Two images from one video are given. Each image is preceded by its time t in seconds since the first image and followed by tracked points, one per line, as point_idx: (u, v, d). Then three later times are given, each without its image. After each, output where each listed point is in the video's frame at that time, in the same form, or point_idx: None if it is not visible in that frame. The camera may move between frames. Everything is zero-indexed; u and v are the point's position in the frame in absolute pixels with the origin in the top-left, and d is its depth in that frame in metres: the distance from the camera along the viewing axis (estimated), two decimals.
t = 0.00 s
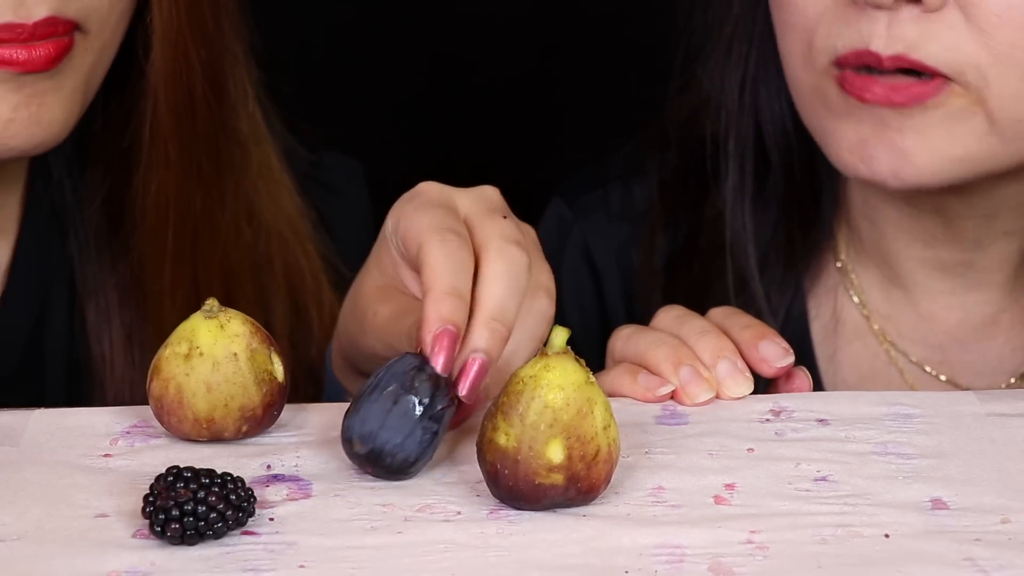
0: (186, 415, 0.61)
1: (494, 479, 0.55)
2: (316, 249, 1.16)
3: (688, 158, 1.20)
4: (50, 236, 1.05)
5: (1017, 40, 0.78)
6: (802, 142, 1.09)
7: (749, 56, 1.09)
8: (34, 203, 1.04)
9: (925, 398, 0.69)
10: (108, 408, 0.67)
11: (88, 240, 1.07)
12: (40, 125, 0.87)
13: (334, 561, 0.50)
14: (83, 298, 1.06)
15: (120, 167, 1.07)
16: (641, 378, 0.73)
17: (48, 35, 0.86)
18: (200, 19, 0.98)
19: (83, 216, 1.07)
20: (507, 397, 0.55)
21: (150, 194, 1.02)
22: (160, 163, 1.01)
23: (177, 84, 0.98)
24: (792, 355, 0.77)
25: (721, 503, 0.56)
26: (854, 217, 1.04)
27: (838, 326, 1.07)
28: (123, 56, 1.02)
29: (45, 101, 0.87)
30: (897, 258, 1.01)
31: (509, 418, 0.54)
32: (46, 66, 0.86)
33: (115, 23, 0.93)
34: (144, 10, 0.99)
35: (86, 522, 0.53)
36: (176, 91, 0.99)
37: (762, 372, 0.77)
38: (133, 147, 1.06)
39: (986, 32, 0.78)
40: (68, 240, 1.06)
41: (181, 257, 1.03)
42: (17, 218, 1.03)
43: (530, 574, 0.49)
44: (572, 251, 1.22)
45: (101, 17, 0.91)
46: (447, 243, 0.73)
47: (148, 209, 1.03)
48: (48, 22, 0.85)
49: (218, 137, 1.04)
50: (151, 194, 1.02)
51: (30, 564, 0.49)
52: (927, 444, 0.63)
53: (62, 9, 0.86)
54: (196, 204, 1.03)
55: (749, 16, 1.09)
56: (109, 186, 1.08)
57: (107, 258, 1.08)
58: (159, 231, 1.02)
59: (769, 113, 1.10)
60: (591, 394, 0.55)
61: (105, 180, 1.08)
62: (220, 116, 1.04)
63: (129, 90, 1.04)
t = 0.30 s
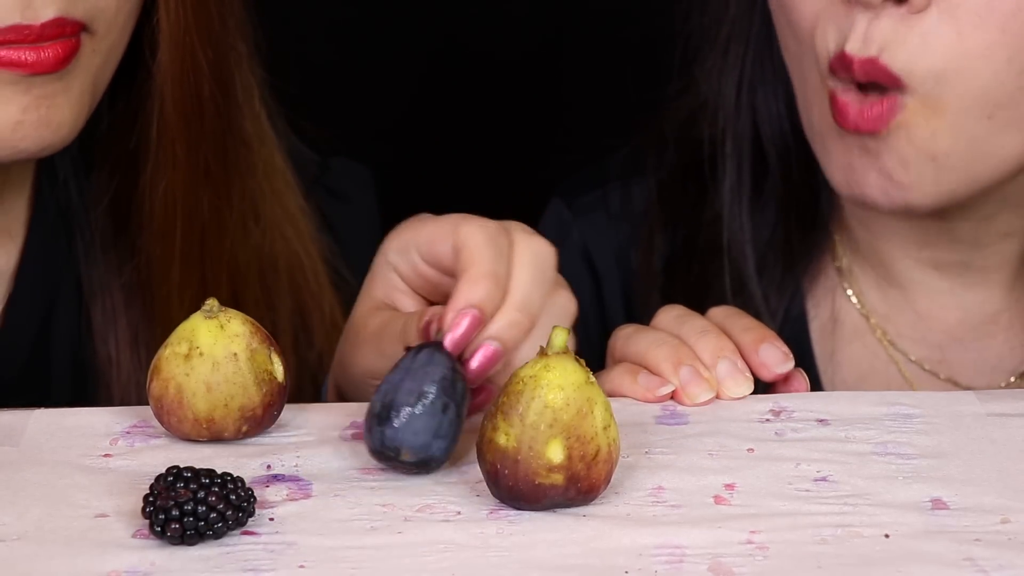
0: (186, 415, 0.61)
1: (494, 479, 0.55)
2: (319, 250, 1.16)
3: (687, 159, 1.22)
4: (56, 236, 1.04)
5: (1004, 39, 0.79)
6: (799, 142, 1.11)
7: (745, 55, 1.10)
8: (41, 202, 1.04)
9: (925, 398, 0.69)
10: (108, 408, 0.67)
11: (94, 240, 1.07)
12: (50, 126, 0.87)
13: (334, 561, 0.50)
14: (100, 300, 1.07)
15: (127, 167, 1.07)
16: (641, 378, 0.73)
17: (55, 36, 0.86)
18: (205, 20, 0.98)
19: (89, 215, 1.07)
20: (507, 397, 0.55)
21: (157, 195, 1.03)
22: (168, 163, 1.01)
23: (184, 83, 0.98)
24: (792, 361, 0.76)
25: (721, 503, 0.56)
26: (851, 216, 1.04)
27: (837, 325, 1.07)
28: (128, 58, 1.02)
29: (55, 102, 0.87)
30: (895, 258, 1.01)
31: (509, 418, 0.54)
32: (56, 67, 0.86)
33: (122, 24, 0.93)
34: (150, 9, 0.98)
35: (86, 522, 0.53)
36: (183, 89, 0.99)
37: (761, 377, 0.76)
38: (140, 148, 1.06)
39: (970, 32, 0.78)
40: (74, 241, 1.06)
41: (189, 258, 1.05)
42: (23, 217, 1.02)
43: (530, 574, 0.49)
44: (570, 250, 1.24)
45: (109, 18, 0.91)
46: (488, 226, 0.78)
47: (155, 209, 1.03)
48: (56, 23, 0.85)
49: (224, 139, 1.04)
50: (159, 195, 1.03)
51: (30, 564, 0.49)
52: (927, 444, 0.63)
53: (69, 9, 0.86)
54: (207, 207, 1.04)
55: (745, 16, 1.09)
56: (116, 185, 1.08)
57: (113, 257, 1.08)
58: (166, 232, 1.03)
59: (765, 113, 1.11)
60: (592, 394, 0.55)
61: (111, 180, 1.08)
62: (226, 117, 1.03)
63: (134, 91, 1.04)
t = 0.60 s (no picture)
0: (186, 415, 0.61)
1: (494, 479, 0.54)
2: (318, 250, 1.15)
3: (690, 155, 1.20)
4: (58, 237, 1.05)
5: (1009, 41, 0.79)
6: (801, 140, 1.09)
7: (746, 54, 1.10)
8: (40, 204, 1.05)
9: (925, 398, 0.69)
10: (108, 408, 0.67)
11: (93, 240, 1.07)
12: (56, 126, 0.87)
13: (334, 561, 0.50)
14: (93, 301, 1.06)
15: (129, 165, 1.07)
16: (641, 378, 0.73)
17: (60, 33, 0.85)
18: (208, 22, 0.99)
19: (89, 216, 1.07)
20: (507, 397, 0.55)
21: (156, 194, 1.02)
22: (168, 161, 1.01)
23: (186, 81, 0.98)
24: (790, 368, 0.76)
25: (721, 504, 0.56)
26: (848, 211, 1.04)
27: (836, 322, 1.06)
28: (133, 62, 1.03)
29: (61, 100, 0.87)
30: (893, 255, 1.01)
31: (509, 418, 0.54)
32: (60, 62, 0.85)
33: (126, 24, 0.93)
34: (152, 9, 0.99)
35: (86, 522, 0.53)
36: (185, 87, 0.98)
37: (761, 382, 0.76)
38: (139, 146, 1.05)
39: (977, 33, 0.79)
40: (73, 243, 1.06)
41: (190, 259, 1.03)
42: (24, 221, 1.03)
43: (530, 574, 0.49)
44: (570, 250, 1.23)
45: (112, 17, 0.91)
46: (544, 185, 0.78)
47: (155, 209, 1.02)
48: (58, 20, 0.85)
49: (220, 139, 1.03)
50: (159, 194, 1.02)
51: (30, 564, 0.49)
52: (927, 444, 0.63)
53: (74, 8, 0.86)
54: (202, 207, 1.03)
55: (746, 16, 1.09)
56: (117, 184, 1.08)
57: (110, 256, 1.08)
58: (167, 228, 1.02)
59: (767, 112, 1.10)
60: (591, 394, 0.55)
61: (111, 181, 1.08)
62: (227, 119, 1.04)
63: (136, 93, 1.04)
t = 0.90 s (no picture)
0: (186, 415, 0.61)
1: (494, 478, 0.54)
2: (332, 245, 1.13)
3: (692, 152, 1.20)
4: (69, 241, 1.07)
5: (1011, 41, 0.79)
6: (804, 138, 1.09)
7: (748, 53, 1.09)
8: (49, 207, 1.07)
9: (925, 398, 0.69)
10: (108, 408, 0.66)
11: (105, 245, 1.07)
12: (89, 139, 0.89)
13: (334, 561, 0.50)
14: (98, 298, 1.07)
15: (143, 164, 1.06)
16: (641, 378, 0.73)
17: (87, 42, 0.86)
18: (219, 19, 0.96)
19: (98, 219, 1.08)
20: (507, 397, 0.55)
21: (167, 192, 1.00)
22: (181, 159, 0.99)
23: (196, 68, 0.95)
24: (790, 372, 0.75)
25: (721, 503, 0.56)
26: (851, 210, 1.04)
27: (838, 321, 1.07)
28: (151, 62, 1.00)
29: (86, 120, 0.88)
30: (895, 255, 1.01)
31: (509, 418, 0.54)
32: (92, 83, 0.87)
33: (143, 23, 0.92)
34: None
35: (85, 522, 0.53)
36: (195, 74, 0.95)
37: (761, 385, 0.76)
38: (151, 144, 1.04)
39: (977, 34, 0.79)
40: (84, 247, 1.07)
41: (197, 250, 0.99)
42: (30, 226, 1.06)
43: (530, 573, 0.49)
44: (570, 247, 1.22)
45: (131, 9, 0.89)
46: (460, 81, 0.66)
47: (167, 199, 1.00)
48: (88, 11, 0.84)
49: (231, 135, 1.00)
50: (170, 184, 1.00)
51: (30, 564, 0.49)
52: (927, 444, 0.63)
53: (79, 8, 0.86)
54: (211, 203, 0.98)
55: (748, 14, 1.09)
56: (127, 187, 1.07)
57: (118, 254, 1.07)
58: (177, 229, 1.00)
59: (771, 111, 1.10)
60: (592, 394, 0.54)
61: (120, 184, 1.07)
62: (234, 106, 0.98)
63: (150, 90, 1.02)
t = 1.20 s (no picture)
0: (186, 415, 0.61)
1: (494, 478, 0.54)
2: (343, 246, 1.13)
3: (694, 152, 1.20)
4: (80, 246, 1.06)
5: (1010, 39, 0.80)
6: (806, 138, 1.10)
7: (751, 52, 1.10)
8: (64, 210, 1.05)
9: (925, 398, 0.69)
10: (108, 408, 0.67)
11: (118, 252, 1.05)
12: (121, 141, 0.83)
13: (334, 561, 0.50)
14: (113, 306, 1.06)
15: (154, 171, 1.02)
16: (641, 378, 0.73)
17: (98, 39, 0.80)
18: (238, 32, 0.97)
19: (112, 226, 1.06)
20: (507, 397, 0.55)
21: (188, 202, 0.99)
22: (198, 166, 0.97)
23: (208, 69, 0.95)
24: (791, 373, 0.75)
25: (721, 503, 0.56)
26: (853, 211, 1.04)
27: (839, 321, 1.06)
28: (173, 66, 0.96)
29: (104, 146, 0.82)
30: (896, 254, 1.01)
31: (509, 418, 0.54)
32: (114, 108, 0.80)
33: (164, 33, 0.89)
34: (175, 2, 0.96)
35: (85, 522, 0.53)
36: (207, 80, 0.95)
37: (761, 386, 0.76)
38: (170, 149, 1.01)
39: (980, 32, 0.80)
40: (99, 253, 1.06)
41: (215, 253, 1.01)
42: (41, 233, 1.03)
43: (529, 573, 0.49)
44: (570, 246, 1.22)
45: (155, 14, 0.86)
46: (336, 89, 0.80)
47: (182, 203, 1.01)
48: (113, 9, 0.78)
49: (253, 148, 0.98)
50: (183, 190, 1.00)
51: (30, 564, 0.49)
52: (927, 444, 0.63)
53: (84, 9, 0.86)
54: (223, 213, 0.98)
55: (750, 13, 1.10)
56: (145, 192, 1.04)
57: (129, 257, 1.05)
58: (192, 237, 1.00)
59: (772, 110, 1.10)
60: (592, 394, 0.55)
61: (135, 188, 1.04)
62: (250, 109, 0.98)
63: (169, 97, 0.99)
